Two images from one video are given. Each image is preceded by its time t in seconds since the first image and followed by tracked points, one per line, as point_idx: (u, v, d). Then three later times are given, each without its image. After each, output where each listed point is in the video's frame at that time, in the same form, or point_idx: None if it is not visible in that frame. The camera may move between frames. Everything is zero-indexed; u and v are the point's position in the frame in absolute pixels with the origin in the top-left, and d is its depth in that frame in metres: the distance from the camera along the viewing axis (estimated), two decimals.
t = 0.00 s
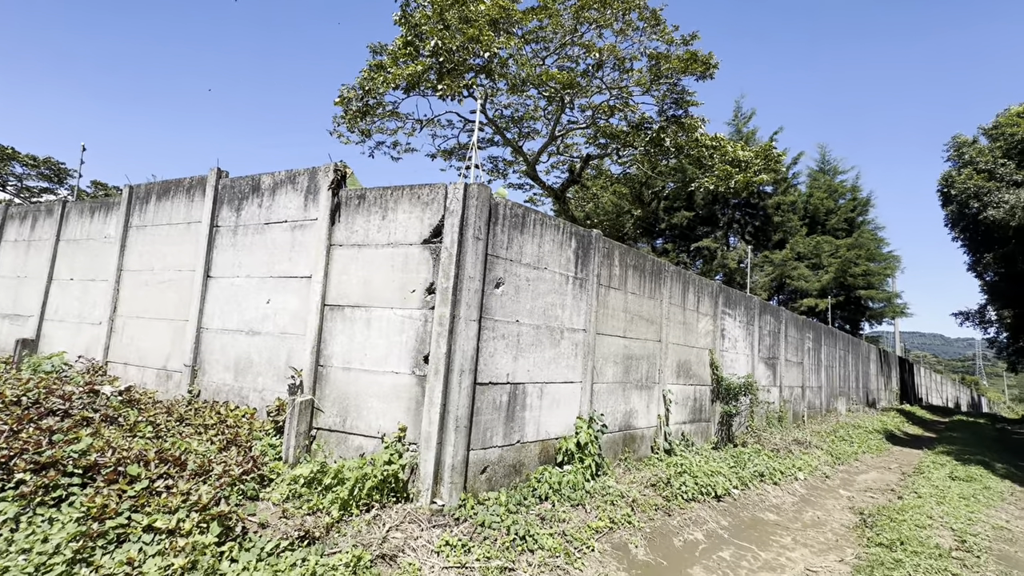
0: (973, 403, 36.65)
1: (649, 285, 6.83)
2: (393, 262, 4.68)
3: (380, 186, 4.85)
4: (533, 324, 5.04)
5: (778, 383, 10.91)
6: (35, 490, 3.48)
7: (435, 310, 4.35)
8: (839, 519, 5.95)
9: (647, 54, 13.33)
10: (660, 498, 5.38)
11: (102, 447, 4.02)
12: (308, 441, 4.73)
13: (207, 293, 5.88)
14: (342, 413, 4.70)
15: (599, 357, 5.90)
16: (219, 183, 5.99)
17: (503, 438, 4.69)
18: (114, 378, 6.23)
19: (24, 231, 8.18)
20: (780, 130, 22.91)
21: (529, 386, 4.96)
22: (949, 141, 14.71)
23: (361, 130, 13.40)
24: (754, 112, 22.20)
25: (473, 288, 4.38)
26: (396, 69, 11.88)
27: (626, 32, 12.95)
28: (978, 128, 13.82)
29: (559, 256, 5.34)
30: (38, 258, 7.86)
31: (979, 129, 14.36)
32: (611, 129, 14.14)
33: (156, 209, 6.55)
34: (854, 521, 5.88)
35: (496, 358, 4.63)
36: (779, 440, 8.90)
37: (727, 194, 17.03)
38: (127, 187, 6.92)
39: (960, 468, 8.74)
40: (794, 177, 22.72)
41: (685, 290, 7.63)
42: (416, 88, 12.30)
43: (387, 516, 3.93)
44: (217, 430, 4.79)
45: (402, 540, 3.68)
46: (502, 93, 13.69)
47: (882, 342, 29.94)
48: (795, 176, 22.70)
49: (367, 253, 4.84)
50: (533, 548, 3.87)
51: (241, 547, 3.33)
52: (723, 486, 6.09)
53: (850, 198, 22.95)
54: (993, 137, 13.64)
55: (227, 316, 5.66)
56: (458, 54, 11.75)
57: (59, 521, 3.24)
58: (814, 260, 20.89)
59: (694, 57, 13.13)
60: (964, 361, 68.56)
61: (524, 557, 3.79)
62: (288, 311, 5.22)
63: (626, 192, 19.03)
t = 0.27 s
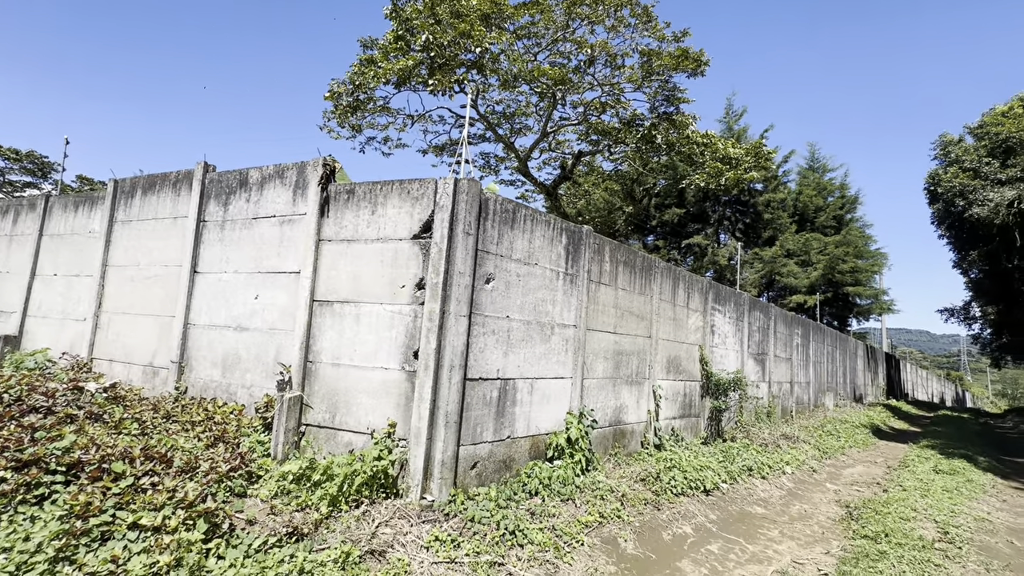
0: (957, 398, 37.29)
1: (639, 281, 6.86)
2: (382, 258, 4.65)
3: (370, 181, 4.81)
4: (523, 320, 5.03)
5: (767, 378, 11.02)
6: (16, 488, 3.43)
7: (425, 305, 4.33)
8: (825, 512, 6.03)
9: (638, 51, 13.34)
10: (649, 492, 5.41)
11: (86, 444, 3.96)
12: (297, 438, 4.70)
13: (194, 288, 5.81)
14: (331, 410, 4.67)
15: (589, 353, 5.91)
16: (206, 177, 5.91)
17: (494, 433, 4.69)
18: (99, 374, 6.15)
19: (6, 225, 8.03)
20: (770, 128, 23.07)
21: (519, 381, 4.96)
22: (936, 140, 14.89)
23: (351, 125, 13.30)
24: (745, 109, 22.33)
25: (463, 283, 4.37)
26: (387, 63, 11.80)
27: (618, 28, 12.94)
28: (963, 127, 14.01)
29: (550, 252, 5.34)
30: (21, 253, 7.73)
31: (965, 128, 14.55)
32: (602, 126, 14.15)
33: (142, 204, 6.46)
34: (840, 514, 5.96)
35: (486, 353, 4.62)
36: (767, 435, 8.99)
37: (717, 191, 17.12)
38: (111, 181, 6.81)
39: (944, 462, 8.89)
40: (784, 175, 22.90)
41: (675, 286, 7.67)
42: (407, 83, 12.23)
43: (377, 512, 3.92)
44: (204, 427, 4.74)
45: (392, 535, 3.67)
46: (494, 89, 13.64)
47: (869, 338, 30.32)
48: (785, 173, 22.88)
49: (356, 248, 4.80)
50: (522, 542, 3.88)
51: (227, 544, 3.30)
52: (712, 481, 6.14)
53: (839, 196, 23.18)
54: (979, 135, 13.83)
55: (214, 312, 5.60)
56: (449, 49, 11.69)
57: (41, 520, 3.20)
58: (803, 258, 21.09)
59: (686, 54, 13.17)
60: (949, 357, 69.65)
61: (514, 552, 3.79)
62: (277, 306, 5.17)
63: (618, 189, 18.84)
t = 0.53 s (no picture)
0: (944, 395, 37.81)
1: (632, 280, 6.87)
2: (375, 255, 4.62)
3: (362, 178, 4.78)
4: (517, 318, 5.02)
5: (758, 376, 11.10)
6: (1, 489, 3.37)
7: (418, 303, 4.31)
8: (815, 508, 6.09)
9: (632, 49, 13.34)
10: (642, 490, 5.44)
11: (73, 444, 3.90)
12: (288, 437, 4.66)
13: (184, 286, 5.74)
14: (323, 408, 4.63)
15: (583, 351, 5.92)
16: (196, 173, 5.84)
17: (487, 432, 4.69)
18: (87, 373, 6.06)
19: None
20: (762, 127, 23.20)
21: (513, 379, 4.96)
22: (925, 140, 15.04)
23: (344, 122, 13.19)
24: (737, 108, 22.46)
25: (457, 281, 4.35)
26: (380, 60, 11.71)
27: (612, 26, 12.94)
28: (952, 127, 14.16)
29: (543, 250, 5.33)
30: (6, 251, 7.60)
31: (954, 129, 14.71)
32: (596, 124, 14.15)
33: (130, 200, 6.37)
34: (830, 510, 6.02)
35: (479, 351, 4.61)
36: (759, 432, 9.06)
37: (710, 190, 17.19)
38: (98, 177, 6.71)
39: (932, 458, 9.00)
40: (776, 174, 23.06)
41: (668, 285, 7.69)
42: (400, 79, 12.15)
43: (369, 511, 3.90)
44: (194, 426, 4.69)
45: (384, 534, 3.65)
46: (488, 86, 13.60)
47: (859, 336, 30.65)
48: (777, 172, 23.04)
49: (348, 246, 4.77)
50: (516, 540, 3.88)
51: (218, 544, 3.27)
52: (704, 478, 6.18)
53: (830, 195, 23.39)
54: (967, 136, 13.99)
55: (204, 310, 5.54)
56: (442, 46, 11.63)
57: (27, 521, 3.14)
58: (794, 256, 21.24)
59: (679, 53, 13.21)
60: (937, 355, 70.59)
61: (507, 550, 3.79)
62: (268, 304, 5.13)
63: (610, 187, 19.02)
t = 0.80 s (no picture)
0: (937, 394, 38.13)
1: (628, 279, 6.87)
2: (370, 254, 4.60)
3: (358, 176, 4.75)
4: (513, 317, 5.01)
5: (753, 375, 11.14)
6: None
7: (414, 302, 4.29)
8: (810, 507, 6.11)
9: (628, 49, 13.34)
10: (638, 489, 5.44)
11: (65, 444, 3.86)
12: (283, 437, 4.63)
13: (177, 285, 5.69)
14: (318, 408, 4.61)
15: (579, 350, 5.91)
16: (189, 171, 5.79)
17: (483, 431, 4.67)
18: (79, 373, 6.00)
19: None
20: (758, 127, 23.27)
21: (509, 379, 4.94)
22: (919, 141, 15.12)
23: (339, 120, 13.13)
24: (733, 109, 22.54)
25: (453, 280, 4.33)
26: (376, 58, 11.66)
27: (609, 25, 12.94)
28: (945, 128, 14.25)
29: (540, 249, 5.32)
30: None
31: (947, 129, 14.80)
32: (592, 123, 14.14)
33: (123, 198, 6.31)
34: (825, 508, 6.05)
35: (475, 350, 4.59)
36: (754, 431, 9.10)
37: (706, 189, 17.23)
38: (90, 175, 6.64)
39: (925, 456, 9.06)
40: (771, 174, 23.16)
41: (664, 284, 7.70)
42: (396, 78, 12.11)
43: (365, 511, 3.88)
44: (187, 427, 4.65)
45: (380, 535, 3.63)
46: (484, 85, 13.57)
47: (853, 336, 30.84)
48: (772, 173, 23.14)
49: (343, 244, 4.74)
50: (512, 540, 3.87)
51: (211, 545, 3.24)
52: (700, 477, 6.18)
53: (824, 195, 23.51)
54: (960, 137, 14.09)
55: (198, 309, 5.50)
56: (438, 44, 11.59)
57: (17, 522, 3.11)
58: (789, 256, 21.34)
59: (675, 53, 13.23)
60: (929, 355, 71.15)
61: (503, 550, 3.78)
62: (262, 303, 5.09)
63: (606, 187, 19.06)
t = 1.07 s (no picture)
0: (936, 395, 38.13)
1: (628, 280, 6.87)
2: (370, 254, 4.59)
3: (358, 177, 4.75)
4: (513, 318, 5.01)
5: (753, 376, 11.15)
6: None
7: (414, 303, 4.29)
8: (810, 508, 6.12)
9: (628, 50, 13.35)
10: (637, 490, 5.44)
11: (64, 445, 3.85)
12: (282, 437, 4.63)
13: (177, 285, 5.69)
14: (318, 409, 4.60)
15: (579, 351, 5.91)
16: (189, 171, 5.78)
17: (483, 432, 4.67)
18: (78, 373, 5.99)
19: None
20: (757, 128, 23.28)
21: (509, 380, 4.94)
22: (918, 142, 15.13)
23: (339, 120, 13.13)
24: (732, 110, 22.56)
25: (453, 280, 4.33)
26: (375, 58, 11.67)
27: (608, 26, 12.94)
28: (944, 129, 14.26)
29: (540, 249, 5.32)
30: None
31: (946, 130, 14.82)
32: (592, 124, 14.14)
33: (122, 198, 6.30)
34: (824, 509, 6.05)
35: (475, 351, 4.59)
36: (753, 432, 9.10)
37: (705, 190, 17.24)
38: (90, 175, 6.64)
39: (924, 457, 9.06)
40: (771, 175, 23.19)
41: (663, 284, 7.70)
42: (396, 78, 12.12)
43: (365, 512, 3.88)
44: (187, 427, 4.64)
45: (380, 536, 3.63)
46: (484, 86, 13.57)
47: (852, 337, 30.85)
48: (771, 174, 23.17)
49: (343, 245, 4.73)
50: (512, 542, 3.87)
51: (211, 546, 3.23)
52: (699, 478, 6.18)
53: (824, 196, 23.54)
54: (959, 138, 14.10)
55: (198, 310, 5.49)
56: (438, 44, 11.59)
57: (16, 524, 3.10)
58: (788, 257, 21.36)
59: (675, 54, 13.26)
60: (929, 356, 71.13)
61: (503, 551, 3.78)
62: (262, 303, 5.08)
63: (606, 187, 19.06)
